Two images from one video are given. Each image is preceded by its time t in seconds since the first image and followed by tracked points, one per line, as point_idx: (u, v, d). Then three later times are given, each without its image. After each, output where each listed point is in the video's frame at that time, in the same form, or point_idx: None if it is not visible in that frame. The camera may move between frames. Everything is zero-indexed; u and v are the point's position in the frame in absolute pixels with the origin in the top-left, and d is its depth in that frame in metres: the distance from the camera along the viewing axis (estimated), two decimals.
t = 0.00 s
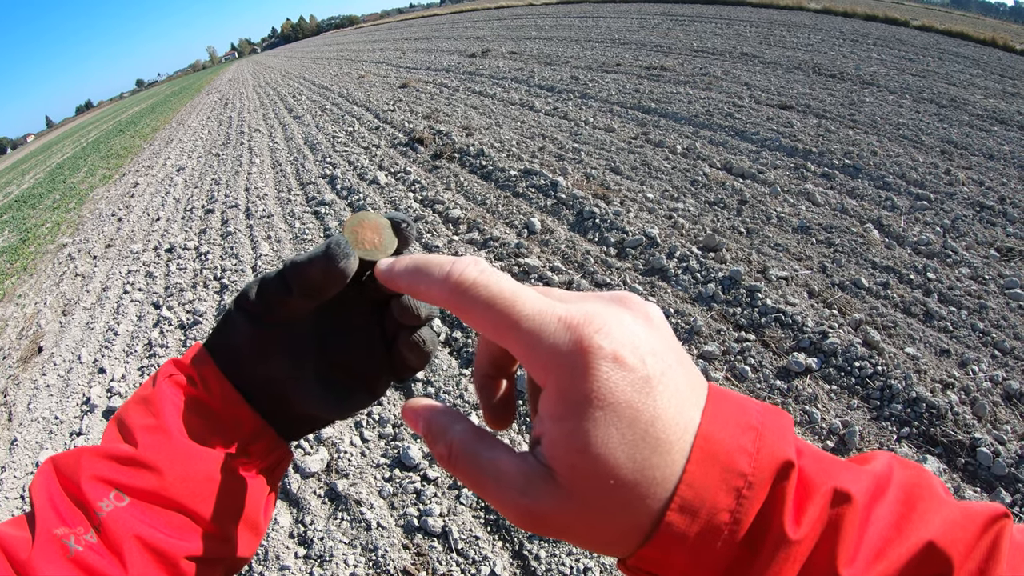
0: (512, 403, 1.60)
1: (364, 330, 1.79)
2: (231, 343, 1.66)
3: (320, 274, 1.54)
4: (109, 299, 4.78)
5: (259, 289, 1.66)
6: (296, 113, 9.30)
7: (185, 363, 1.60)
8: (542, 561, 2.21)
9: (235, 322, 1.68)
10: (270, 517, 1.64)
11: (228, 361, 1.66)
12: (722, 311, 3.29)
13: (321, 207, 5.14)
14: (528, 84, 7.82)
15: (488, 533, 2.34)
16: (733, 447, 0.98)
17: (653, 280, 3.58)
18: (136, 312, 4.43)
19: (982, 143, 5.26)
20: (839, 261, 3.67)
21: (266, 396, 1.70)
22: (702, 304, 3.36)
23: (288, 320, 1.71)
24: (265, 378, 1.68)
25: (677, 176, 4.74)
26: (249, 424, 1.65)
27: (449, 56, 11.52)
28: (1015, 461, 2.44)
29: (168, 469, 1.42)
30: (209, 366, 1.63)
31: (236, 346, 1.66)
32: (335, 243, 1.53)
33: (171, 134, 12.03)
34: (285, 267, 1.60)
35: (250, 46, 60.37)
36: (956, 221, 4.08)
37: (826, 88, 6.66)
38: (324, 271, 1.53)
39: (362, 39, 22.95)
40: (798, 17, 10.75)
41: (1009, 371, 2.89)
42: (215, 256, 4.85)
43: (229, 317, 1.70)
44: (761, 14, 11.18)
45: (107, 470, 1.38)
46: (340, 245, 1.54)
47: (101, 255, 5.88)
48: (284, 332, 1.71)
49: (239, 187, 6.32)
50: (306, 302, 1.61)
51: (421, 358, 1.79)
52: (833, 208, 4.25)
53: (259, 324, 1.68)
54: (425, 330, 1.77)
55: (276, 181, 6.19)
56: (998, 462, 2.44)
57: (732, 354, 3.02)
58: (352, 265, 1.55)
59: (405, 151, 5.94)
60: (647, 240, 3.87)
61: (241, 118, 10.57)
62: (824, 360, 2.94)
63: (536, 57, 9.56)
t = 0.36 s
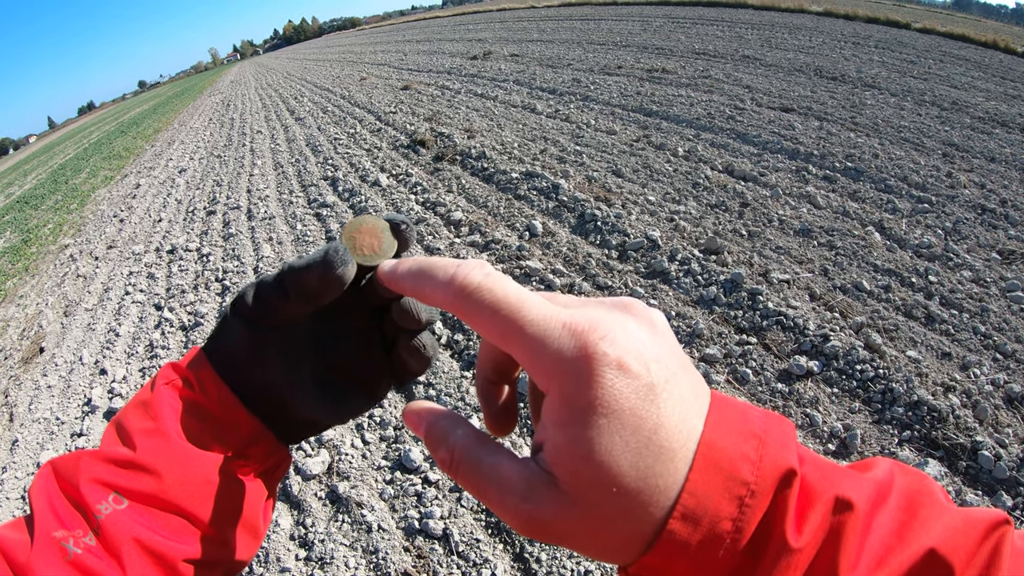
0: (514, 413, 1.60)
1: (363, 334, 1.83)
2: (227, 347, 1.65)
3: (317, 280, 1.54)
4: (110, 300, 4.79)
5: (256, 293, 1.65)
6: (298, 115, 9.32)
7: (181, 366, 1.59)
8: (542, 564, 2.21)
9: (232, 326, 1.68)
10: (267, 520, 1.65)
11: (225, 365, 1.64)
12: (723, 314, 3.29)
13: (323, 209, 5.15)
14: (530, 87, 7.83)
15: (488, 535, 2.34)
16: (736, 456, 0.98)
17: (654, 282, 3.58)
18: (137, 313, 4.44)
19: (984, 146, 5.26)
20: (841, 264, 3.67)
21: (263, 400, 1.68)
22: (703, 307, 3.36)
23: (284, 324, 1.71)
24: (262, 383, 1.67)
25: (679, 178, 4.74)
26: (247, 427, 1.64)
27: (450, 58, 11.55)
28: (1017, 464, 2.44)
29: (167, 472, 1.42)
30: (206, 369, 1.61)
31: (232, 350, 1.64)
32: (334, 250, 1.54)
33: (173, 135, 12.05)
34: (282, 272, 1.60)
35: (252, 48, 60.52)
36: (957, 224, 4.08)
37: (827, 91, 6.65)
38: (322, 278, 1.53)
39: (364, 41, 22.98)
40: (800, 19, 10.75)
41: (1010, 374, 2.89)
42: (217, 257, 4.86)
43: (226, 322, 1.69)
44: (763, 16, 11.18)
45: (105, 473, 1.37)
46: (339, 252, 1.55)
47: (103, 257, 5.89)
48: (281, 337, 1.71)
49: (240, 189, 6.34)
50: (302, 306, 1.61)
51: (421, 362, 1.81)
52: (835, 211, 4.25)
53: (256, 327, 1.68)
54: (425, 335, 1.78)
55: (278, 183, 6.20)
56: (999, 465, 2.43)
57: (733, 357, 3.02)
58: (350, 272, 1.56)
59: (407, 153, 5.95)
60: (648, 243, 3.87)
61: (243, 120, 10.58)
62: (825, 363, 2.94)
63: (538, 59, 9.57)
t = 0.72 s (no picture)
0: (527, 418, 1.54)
1: (361, 337, 1.79)
2: (223, 349, 1.63)
3: (315, 285, 1.53)
4: (110, 299, 4.79)
5: (252, 295, 1.64)
6: (298, 114, 9.31)
7: (178, 368, 1.60)
8: (542, 564, 2.21)
9: (227, 328, 1.66)
10: (265, 521, 1.66)
11: (221, 368, 1.63)
12: (723, 314, 3.29)
13: (322, 208, 5.14)
14: (530, 85, 7.82)
15: (488, 535, 2.34)
16: (758, 458, 0.98)
17: (654, 282, 3.57)
18: (137, 312, 4.43)
19: (984, 145, 5.25)
20: (840, 264, 3.67)
21: (259, 403, 1.67)
22: (703, 306, 3.36)
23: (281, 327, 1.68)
24: (259, 385, 1.65)
25: (678, 178, 4.74)
26: (245, 428, 1.63)
27: (450, 57, 11.54)
28: (1016, 464, 2.44)
29: (163, 473, 1.43)
30: (203, 370, 1.61)
31: (228, 352, 1.63)
32: (331, 255, 1.52)
33: (172, 134, 12.04)
34: (279, 276, 1.58)
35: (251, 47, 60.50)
36: (957, 224, 4.08)
37: (827, 90, 6.65)
38: (319, 283, 1.52)
39: (363, 40, 22.95)
40: (800, 18, 10.74)
41: (1010, 374, 2.89)
42: (216, 257, 4.86)
43: (222, 323, 1.68)
44: (763, 15, 11.18)
45: (102, 475, 1.39)
46: (335, 257, 1.53)
47: (102, 256, 5.89)
48: (278, 340, 1.68)
49: (240, 188, 6.33)
50: (298, 311, 1.59)
51: (420, 364, 1.79)
52: (835, 210, 4.24)
53: (251, 330, 1.65)
54: (423, 336, 1.78)
55: (277, 182, 6.19)
56: (999, 465, 2.43)
57: (733, 356, 3.02)
58: (347, 277, 1.54)
59: (406, 152, 5.94)
60: (648, 242, 3.87)
61: (242, 118, 10.56)
62: (825, 363, 2.94)
63: (537, 58, 9.56)
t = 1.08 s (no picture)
0: (506, 417, 1.52)
1: (367, 344, 1.77)
2: (227, 354, 1.63)
3: (320, 292, 1.53)
4: (107, 301, 4.77)
5: (257, 300, 1.64)
6: (294, 114, 9.30)
7: (182, 374, 1.60)
8: (541, 563, 2.21)
9: (232, 333, 1.66)
10: (268, 528, 1.65)
11: (225, 373, 1.63)
12: (720, 312, 3.29)
13: (319, 208, 5.13)
14: (527, 85, 7.82)
15: (487, 534, 2.34)
16: (751, 451, 0.97)
17: (651, 280, 3.57)
18: (134, 313, 4.42)
19: (981, 143, 5.26)
20: (837, 262, 3.67)
21: (262, 407, 1.66)
22: (701, 305, 3.36)
23: (285, 333, 1.67)
24: (262, 390, 1.64)
25: (675, 176, 4.74)
26: (247, 434, 1.62)
27: (447, 56, 11.53)
28: (1014, 461, 2.44)
29: (166, 481, 1.42)
30: (206, 376, 1.61)
31: (232, 357, 1.63)
32: (337, 262, 1.53)
33: (169, 135, 12.02)
34: (283, 282, 1.59)
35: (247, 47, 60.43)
36: (954, 221, 4.08)
37: (824, 88, 6.66)
38: (325, 289, 1.52)
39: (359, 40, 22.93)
40: (796, 17, 10.75)
41: (1007, 371, 2.89)
42: (213, 257, 4.85)
43: (227, 329, 1.68)
44: (758, 13, 11.19)
45: (103, 481, 1.37)
46: (341, 263, 1.54)
47: (99, 257, 5.87)
48: (282, 345, 1.67)
49: (237, 188, 6.32)
50: (302, 318, 1.59)
51: (426, 372, 1.78)
52: (832, 208, 4.25)
53: (255, 335, 1.65)
54: (431, 344, 1.77)
55: (274, 182, 6.19)
56: (997, 462, 2.44)
57: (731, 355, 3.02)
58: (353, 285, 1.55)
59: (403, 152, 5.94)
60: (645, 241, 3.87)
61: (239, 119, 10.54)
62: (823, 360, 2.94)
63: (534, 57, 9.56)
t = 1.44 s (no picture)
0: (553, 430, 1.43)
1: (359, 335, 1.81)
2: (221, 353, 1.64)
3: (308, 279, 1.53)
4: (109, 298, 4.78)
5: (248, 296, 1.65)
6: (297, 112, 9.30)
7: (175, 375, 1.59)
8: (543, 561, 2.20)
9: (224, 332, 1.66)
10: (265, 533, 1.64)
11: (220, 372, 1.64)
12: (723, 310, 3.28)
13: (322, 205, 5.13)
14: (529, 82, 7.81)
15: (488, 532, 2.34)
16: (784, 461, 0.98)
17: (654, 278, 3.57)
18: (136, 310, 4.42)
19: (985, 142, 5.24)
20: (840, 260, 3.66)
21: (257, 406, 1.68)
22: (703, 303, 3.36)
23: (277, 328, 1.69)
24: (257, 389, 1.66)
25: (678, 174, 4.73)
26: (244, 433, 1.63)
27: (449, 53, 11.52)
28: (1017, 461, 2.43)
29: (160, 485, 1.42)
30: (200, 376, 1.61)
31: (228, 355, 1.64)
32: (323, 246, 1.52)
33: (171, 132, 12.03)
34: (273, 276, 1.60)
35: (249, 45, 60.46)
36: (958, 220, 4.07)
37: (827, 86, 6.64)
38: (313, 275, 1.52)
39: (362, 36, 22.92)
40: (800, 15, 10.72)
41: (1010, 370, 2.88)
42: (215, 254, 4.86)
43: (218, 328, 1.68)
44: (762, 11, 11.16)
45: (97, 487, 1.37)
46: (328, 248, 1.53)
47: (102, 254, 5.88)
48: (277, 340, 1.70)
49: (239, 185, 6.32)
50: (296, 308, 1.60)
51: (421, 365, 1.78)
52: (835, 206, 4.24)
53: (249, 332, 1.66)
54: (424, 336, 1.76)
55: (277, 179, 6.19)
56: (1000, 462, 2.43)
57: (733, 353, 3.02)
58: (340, 268, 1.54)
59: (406, 149, 5.93)
60: (648, 238, 3.86)
61: (242, 116, 10.54)
62: (825, 359, 2.93)
63: (537, 54, 9.54)
